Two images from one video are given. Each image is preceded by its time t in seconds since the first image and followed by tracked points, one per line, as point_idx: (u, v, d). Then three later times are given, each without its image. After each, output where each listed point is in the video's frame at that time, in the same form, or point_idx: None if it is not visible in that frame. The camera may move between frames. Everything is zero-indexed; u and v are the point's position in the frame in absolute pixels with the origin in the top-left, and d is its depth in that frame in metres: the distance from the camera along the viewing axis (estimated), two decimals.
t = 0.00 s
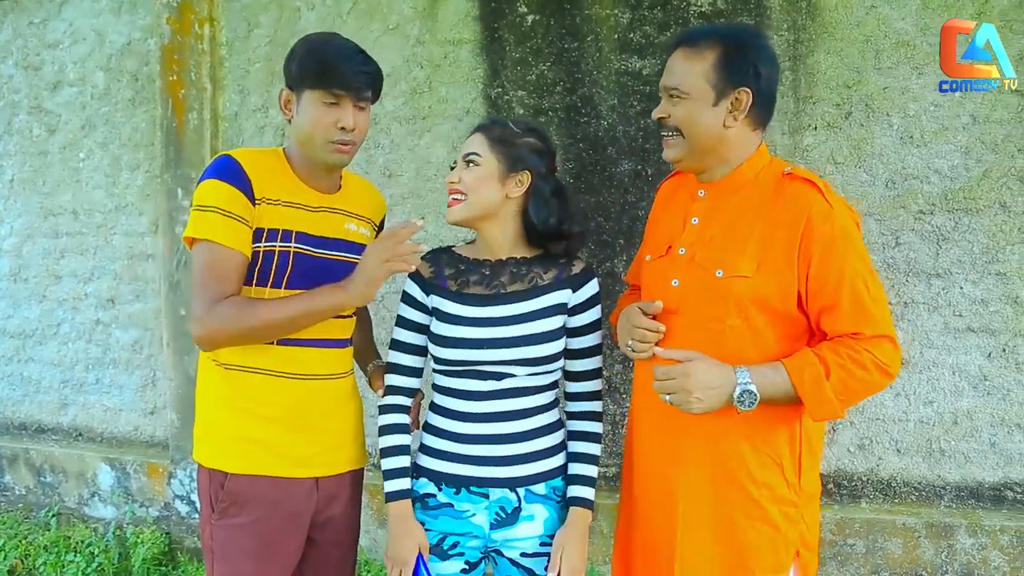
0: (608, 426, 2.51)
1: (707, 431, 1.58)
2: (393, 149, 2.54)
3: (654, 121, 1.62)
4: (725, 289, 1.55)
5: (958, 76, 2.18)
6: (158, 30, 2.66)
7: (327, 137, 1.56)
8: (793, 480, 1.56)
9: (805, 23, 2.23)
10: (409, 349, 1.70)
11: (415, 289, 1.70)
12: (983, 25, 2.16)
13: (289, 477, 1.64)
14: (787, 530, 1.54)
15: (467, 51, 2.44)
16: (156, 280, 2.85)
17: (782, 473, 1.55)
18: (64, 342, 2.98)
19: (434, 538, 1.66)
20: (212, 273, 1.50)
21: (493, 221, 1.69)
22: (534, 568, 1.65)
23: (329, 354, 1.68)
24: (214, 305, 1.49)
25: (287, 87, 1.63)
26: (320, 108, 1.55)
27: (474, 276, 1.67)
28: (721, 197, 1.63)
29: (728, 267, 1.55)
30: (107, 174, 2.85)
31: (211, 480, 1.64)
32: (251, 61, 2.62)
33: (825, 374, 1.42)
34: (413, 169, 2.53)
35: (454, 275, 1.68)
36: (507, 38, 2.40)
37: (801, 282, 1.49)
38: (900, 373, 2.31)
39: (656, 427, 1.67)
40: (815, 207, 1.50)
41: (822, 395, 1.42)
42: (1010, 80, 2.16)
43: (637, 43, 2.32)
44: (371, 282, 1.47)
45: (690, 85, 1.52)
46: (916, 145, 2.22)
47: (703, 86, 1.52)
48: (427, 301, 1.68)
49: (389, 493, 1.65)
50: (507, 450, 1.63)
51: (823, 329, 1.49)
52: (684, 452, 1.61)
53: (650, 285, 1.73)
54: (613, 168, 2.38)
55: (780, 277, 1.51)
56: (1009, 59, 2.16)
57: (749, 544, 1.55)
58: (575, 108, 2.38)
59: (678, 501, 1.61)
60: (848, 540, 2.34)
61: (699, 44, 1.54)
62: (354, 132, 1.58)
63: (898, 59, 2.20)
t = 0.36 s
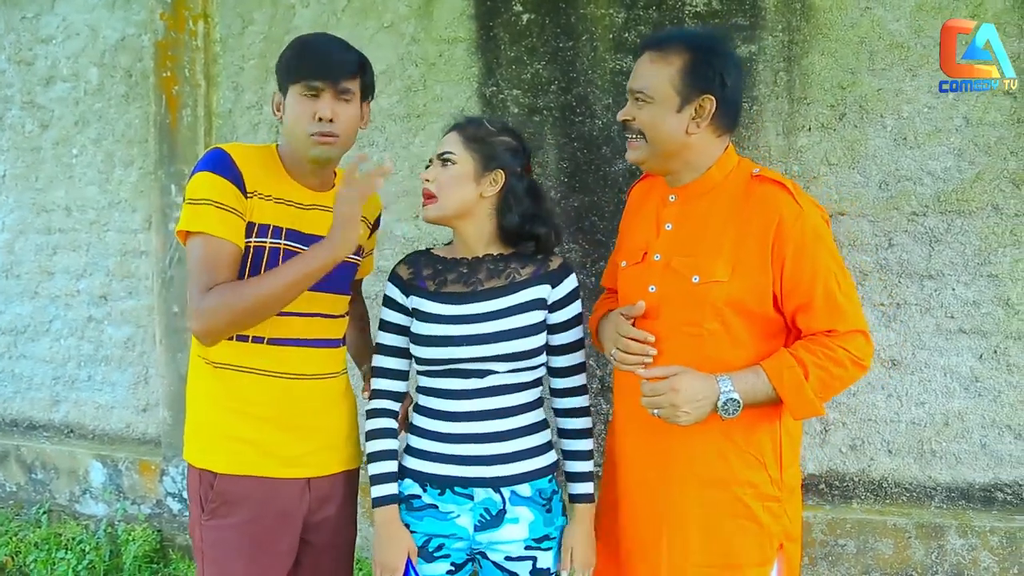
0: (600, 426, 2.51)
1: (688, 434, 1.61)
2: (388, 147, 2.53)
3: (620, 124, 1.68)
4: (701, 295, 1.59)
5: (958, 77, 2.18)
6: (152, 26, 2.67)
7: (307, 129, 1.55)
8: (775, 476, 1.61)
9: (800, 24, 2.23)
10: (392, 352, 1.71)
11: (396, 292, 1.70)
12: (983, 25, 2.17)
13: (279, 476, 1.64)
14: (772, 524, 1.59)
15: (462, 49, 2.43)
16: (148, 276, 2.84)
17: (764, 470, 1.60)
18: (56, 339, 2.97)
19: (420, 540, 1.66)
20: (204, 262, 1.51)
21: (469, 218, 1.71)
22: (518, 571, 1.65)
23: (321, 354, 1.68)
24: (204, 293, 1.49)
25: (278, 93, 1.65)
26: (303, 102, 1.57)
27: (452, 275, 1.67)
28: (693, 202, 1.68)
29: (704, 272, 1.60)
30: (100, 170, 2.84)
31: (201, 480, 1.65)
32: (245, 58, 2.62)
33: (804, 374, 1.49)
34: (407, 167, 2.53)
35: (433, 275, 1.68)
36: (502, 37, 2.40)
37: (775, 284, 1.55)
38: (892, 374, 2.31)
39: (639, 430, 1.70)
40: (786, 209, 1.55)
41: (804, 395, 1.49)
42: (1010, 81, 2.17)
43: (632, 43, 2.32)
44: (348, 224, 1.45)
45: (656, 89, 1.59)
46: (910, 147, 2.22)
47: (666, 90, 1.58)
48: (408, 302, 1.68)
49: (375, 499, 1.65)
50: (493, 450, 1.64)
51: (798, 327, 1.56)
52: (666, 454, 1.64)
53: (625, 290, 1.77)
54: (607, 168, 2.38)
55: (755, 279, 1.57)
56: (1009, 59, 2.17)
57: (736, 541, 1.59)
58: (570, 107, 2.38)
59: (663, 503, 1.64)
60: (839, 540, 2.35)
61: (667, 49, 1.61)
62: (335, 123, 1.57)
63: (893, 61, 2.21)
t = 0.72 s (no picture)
0: (598, 432, 2.50)
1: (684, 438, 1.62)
2: (387, 152, 2.54)
3: (612, 133, 1.68)
4: (696, 300, 1.60)
5: (957, 75, 2.19)
6: (153, 30, 2.67)
7: (322, 127, 1.60)
8: (772, 477, 1.61)
9: (798, 31, 2.24)
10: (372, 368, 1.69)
11: (372, 308, 1.68)
12: (982, 24, 2.18)
13: (274, 480, 1.63)
14: (769, 524, 1.60)
15: (461, 55, 2.44)
16: (147, 280, 2.84)
17: (761, 472, 1.61)
18: (54, 342, 2.97)
19: (421, 547, 1.67)
20: (204, 271, 1.51)
21: (457, 229, 1.73)
22: (520, 567, 1.69)
23: (316, 362, 1.67)
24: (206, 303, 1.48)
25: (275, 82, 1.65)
26: (314, 98, 1.60)
27: (431, 285, 1.68)
28: (685, 208, 1.69)
29: (697, 278, 1.60)
30: (99, 174, 2.85)
31: (197, 482, 1.65)
32: (245, 63, 2.62)
33: (797, 376, 1.50)
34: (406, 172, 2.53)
35: (410, 288, 1.68)
36: (501, 43, 2.41)
37: (767, 287, 1.56)
38: (889, 381, 2.32)
39: (635, 435, 1.70)
40: (776, 214, 1.56)
41: (798, 396, 1.50)
42: (1009, 80, 2.18)
43: (631, 50, 2.33)
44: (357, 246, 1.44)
45: (649, 98, 1.59)
46: (907, 154, 2.23)
47: (658, 99, 1.59)
48: (386, 317, 1.67)
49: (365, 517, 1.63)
50: (491, 450, 1.66)
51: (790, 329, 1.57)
52: (662, 458, 1.65)
53: (619, 298, 1.77)
54: (605, 174, 2.39)
55: (748, 283, 1.57)
56: (1008, 58, 2.18)
57: (735, 544, 1.59)
58: (569, 113, 2.39)
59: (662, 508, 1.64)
60: (836, 547, 2.35)
61: (657, 58, 1.61)
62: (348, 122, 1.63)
63: (889, 69, 2.22)
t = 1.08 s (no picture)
0: (599, 441, 2.50)
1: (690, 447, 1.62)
2: (389, 162, 2.55)
3: (622, 147, 1.68)
4: (705, 311, 1.60)
5: (958, 76, 2.20)
6: (155, 40, 2.67)
7: (292, 140, 1.59)
8: (775, 487, 1.62)
9: (798, 43, 2.26)
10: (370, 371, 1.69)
11: (373, 312, 1.69)
12: (983, 25, 2.19)
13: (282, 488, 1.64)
14: (773, 534, 1.60)
15: (463, 66, 2.46)
16: (149, 289, 2.85)
17: (765, 481, 1.61)
18: (56, 350, 2.98)
19: (419, 552, 1.68)
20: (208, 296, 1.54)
21: (464, 240, 1.74)
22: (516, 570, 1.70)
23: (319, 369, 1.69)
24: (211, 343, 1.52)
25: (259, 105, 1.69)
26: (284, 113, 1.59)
27: (432, 292, 1.68)
28: (693, 219, 1.70)
29: (706, 288, 1.61)
30: (102, 183, 2.86)
31: (205, 491, 1.65)
32: (249, 73, 2.64)
33: (804, 388, 1.50)
34: (408, 182, 2.54)
35: (410, 293, 1.69)
36: (503, 54, 2.42)
37: (775, 299, 1.57)
38: (890, 391, 2.32)
39: (640, 443, 1.70)
40: (785, 226, 1.57)
41: (805, 407, 1.50)
42: (1009, 81, 2.19)
43: (632, 61, 2.34)
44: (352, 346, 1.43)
45: (658, 113, 1.60)
46: (907, 164, 2.24)
47: (669, 114, 1.60)
48: (386, 321, 1.67)
49: (369, 517, 1.65)
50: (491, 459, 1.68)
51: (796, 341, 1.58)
52: (668, 467, 1.65)
53: (625, 307, 1.77)
54: (607, 185, 2.40)
55: (756, 295, 1.58)
56: (1009, 59, 2.19)
57: (738, 552, 1.60)
58: (570, 124, 2.40)
59: (666, 516, 1.64)
60: (838, 557, 2.35)
61: (664, 72, 1.62)
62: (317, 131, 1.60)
63: (889, 80, 2.23)
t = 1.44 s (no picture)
0: (600, 445, 2.50)
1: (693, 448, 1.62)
2: (390, 165, 2.55)
3: (631, 151, 1.69)
4: (710, 312, 1.61)
5: (957, 76, 2.20)
6: (156, 44, 2.72)
7: (319, 172, 1.57)
8: (777, 490, 1.62)
9: (799, 48, 2.26)
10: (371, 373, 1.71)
11: (372, 316, 1.70)
12: (982, 25, 2.20)
13: (288, 492, 1.65)
14: (774, 537, 1.60)
15: (465, 70, 2.46)
16: (149, 292, 2.85)
17: (767, 484, 1.62)
18: (57, 352, 2.98)
19: (411, 553, 1.68)
20: (170, 306, 1.48)
21: (461, 245, 1.75)
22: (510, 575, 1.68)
23: (321, 371, 1.69)
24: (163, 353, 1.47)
25: (277, 101, 1.57)
26: (318, 141, 1.55)
27: (428, 293, 1.70)
28: (700, 222, 1.70)
29: (712, 290, 1.61)
30: (103, 186, 2.86)
31: (212, 498, 1.65)
32: (250, 76, 2.64)
33: (809, 391, 1.50)
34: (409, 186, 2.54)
35: (407, 296, 1.70)
36: (504, 58, 2.43)
37: (781, 302, 1.57)
38: (890, 396, 2.32)
39: (644, 444, 1.71)
40: (792, 229, 1.58)
41: (810, 410, 1.50)
42: (1009, 81, 2.19)
43: (633, 66, 2.35)
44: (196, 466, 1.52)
45: (667, 116, 1.61)
46: (907, 169, 2.25)
47: (681, 118, 1.60)
48: (385, 324, 1.69)
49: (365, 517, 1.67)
50: (496, 461, 1.67)
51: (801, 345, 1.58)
52: (670, 468, 1.65)
53: (630, 309, 1.78)
54: (608, 188, 2.40)
55: (762, 297, 1.58)
56: (1008, 59, 2.19)
57: (738, 554, 1.60)
58: (571, 128, 2.40)
59: (666, 517, 1.65)
60: (837, 561, 2.35)
61: (672, 75, 1.63)
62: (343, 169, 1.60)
63: (889, 85, 2.23)
